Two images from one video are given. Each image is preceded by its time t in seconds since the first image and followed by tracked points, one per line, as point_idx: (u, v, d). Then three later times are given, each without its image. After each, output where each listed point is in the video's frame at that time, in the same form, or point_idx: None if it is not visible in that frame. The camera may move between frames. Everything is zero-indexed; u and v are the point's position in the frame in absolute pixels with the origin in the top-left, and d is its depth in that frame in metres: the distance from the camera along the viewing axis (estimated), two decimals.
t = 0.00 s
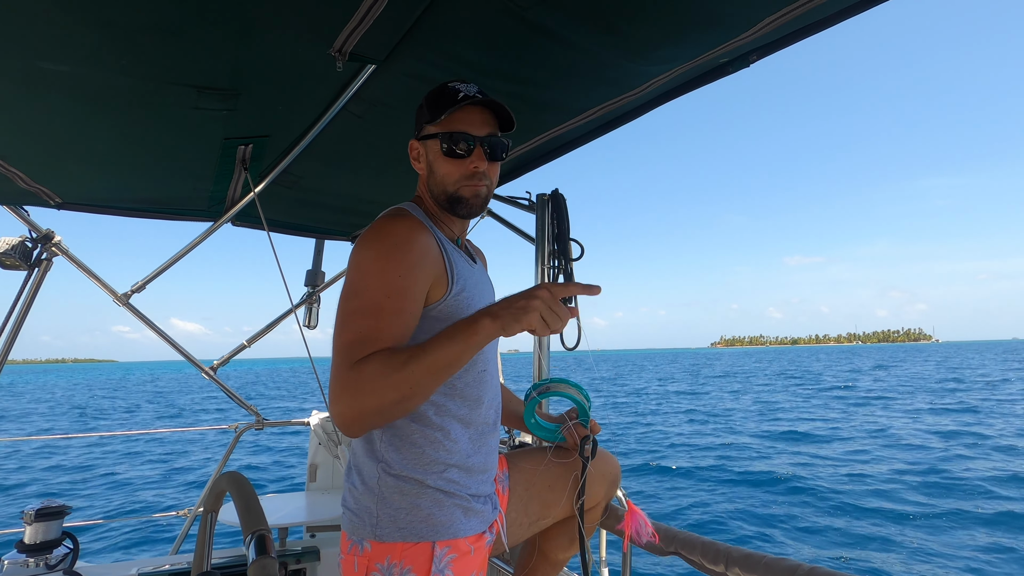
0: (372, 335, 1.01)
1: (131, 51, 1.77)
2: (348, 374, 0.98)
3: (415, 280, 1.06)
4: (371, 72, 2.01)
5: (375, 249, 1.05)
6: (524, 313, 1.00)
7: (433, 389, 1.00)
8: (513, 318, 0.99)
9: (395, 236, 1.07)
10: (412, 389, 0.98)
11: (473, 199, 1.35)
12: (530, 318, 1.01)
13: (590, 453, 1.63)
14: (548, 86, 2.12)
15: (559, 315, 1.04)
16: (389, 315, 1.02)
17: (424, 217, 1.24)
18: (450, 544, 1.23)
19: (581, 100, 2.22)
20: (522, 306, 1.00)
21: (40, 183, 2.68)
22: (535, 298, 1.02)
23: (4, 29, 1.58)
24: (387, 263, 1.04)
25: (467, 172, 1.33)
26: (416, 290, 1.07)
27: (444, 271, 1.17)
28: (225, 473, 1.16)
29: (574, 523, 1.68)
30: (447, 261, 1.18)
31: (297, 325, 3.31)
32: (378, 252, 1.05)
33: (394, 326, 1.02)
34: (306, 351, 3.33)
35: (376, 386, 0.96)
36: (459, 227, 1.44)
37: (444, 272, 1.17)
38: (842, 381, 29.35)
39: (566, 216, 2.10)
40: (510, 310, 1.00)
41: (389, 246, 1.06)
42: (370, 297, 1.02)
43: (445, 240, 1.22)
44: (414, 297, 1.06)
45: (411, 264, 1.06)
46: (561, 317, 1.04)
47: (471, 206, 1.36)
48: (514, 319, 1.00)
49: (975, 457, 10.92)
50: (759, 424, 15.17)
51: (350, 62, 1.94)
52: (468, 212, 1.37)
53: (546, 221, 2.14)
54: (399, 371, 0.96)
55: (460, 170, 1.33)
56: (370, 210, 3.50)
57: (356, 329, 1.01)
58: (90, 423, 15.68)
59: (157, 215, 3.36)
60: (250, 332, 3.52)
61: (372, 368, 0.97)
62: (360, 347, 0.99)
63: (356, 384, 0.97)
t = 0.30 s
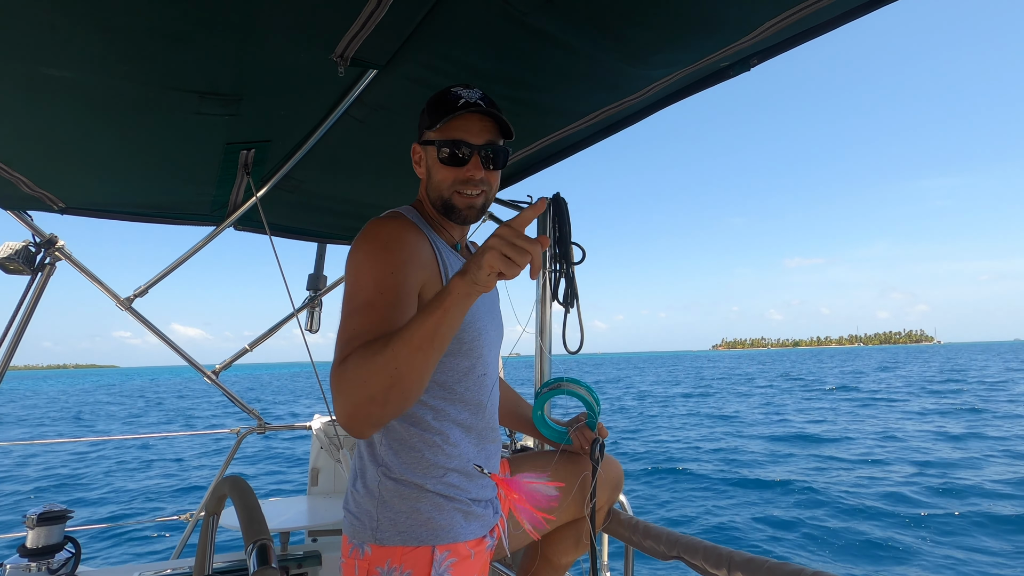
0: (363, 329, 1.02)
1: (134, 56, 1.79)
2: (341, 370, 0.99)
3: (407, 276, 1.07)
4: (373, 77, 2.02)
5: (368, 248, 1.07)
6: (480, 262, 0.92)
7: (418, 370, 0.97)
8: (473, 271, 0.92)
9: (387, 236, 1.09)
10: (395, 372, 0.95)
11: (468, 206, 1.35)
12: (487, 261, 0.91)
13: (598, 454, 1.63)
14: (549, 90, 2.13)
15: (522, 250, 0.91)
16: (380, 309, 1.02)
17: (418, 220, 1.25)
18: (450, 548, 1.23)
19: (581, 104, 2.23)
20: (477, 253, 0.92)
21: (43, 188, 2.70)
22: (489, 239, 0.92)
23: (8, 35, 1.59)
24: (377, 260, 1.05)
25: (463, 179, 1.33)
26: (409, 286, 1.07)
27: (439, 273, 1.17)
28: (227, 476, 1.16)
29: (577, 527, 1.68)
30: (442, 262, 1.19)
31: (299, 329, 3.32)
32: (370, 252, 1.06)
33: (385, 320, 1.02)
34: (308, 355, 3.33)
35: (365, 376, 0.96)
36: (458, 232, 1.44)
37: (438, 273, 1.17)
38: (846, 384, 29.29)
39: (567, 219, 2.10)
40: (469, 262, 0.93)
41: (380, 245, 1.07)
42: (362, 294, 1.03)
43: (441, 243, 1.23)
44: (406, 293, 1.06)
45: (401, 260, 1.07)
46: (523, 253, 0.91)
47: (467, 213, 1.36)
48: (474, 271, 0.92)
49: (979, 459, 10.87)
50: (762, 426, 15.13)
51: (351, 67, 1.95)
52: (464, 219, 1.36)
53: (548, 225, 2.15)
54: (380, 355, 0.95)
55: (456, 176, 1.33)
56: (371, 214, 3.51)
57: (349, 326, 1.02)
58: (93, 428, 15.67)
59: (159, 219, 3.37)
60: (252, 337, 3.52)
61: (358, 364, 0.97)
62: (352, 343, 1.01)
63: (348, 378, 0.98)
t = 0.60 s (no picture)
0: (356, 344, 0.99)
1: (129, 56, 1.78)
2: (330, 383, 0.96)
3: (399, 283, 1.06)
4: (369, 75, 2.02)
5: (362, 250, 1.06)
6: (505, 352, 0.86)
7: (411, 414, 0.93)
8: (493, 357, 0.87)
9: (382, 239, 1.08)
10: (387, 411, 0.92)
11: (472, 210, 1.37)
12: (516, 358, 0.85)
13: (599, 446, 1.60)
14: (546, 88, 2.13)
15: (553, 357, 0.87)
16: (373, 322, 1.01)
17: (413, 218, 1.25)
18: (450, 546, 1.23)
19: (578, 102, 2.23)
20: (506, 345, 0.86)
21: (39, 189, 2.69)
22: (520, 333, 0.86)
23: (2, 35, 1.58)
24: (372, 266, 1.04)
25: (469, 183, 1.35)
26: (403, 294, 1.07)
27: (433, 275, 1.17)
28: (225, 475, 1.16)
29: (576, 525, 1.68)
30: (438, 264, 1.19)
31: (297, 328, 3.31)
32: (364, 255, 1.06)
33: (378, 335, 1.01)
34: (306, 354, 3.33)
35: (354, 401, 0.92)
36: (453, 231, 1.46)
37: (433, 275, 1.17)
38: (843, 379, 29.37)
39: (565, 217, 2.10)
40: (494, 348, 0.87)
41: (375, 250, 1.06)
42: (356, 301, 1.02)
43: (437, 243, 1.23)
44: (399, 300, 1.06)
45: (396, 267, 1.06)
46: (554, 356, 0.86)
47: (470, 215, 1.37)
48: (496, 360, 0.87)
49: (976, 452, 10.91)
50: (760, 422, 15.16)
51: (347, 66, 1.94)
52: (466, 222, 1.38)
53: (545, 222, 2.15)
54: (374, 386, 0.92)
55: (462, 180, 1.34)
56: (369, 213, 3.51)
57: (342, 335, 1.00)
58: (91, 429, 15.64)
59: (156, 219, 3.36)
60: (249, 337, 3.51)
61: (354, 386, 0.93)
62: (344, 356, 0.98)
63: (334, 397, 0.94)
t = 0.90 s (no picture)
0: (355, 334, 0.98)
1: (129, 54, 1.78)
2: (328, 372, 0.94)
3: (400, 276, 1.06)
4: (368, 73, 2.01)
5: (364, 244, 1.06)
6: (518, 341, 0.86)
7: (412, 406, 0.92)
8: (504, 346, 0.87)
9: (384, 234, 1.09)
10: (388, 402, 0.91)
11: (480, 208, 1.39)
12: (527, 349, 0.85)
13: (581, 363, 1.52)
14: (546, 85, 2.12)
15: (567, 347, 0.86)
16: (374, 313, 1.00)
17: (413, 212, 1.26)
18: (453, 545, 1.23)
19: (577, 99, 2.22)
20: (515, 335, 0.86)
21: (39, 187, 2.69)
22: (534, 323, 0.86)
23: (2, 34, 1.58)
24: (374, 259, 1.04)
25: (479, 182, 1.36)
26: (404, 287, 1.07)
27: (436, 271, 1.18)
28: (226, 474, 1.17)
29: (578, 522, 1.68)
30: (440, 261, 1.19)
31: (298, 326, 3.31)
32: (366, 249, 1.06)
33: (379, 327, 1.00)
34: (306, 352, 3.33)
35: (354, 391, 0.90)
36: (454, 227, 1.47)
37: (435, 272, 1.17)
38: (843, 376, 29.42)
39: (565, 214, 2.10)
40: (502, 336, 0.88)
41: (378, 243, 1.06)
42: (356, 292, 1.01)
43: (438, 240, 1.23)
44: (401, 293, 1.06)
45: (398, 261, 1.06)
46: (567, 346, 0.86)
47: (476, 214, 1.40)
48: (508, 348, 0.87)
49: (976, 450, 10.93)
50: (760, 419, 15.19)
51: (347, 63, 1.94)
52: (473, 220, 1.41)
53: (546, 220, 2.15)
54: (375, 375, 0.90)
55: (473, 179, 1.35)
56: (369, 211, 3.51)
57: (341, 324, 0.99)
58: (92, 427, 15.67)
59: (156, 217, 3.36)
60: (250, 334, 3.51)
61: (353, 375, 0.91)
62: (344, 346, 0.96)
63: (333, 386, 0.92)
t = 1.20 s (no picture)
0: (369, 338, 0.97)
1: (131, 51, 1.77)
2: (344, 377, 0.94)
3: (406, 276, 1.06)
4: (371, 70, 2.01)
5: (368, 241, 1.06)
6: (558, 388, 0.89)
7: (432, 421, 0.94)
8: (541, 385, 0.90)
9: (389, 231, 1.08)
10: (409, 415, 0.92)
11: (483, 202, 1.40)
12: (570, 393, 0.89)
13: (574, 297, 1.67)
14: (547, 83, 2.12)
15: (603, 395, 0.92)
16: (384, 315, 1.00)
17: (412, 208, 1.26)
18: (459, 545, 1.23)
19: (580, 98, 2.22)
20: (558, 379, 0.90)
21: (42, 184, 2.69)
22: (575, 370, 0.90)
23: (5, 31, 1.58)
24: (380, 257, 1.04)
25: (483, 176, 1.37)
26: (411, 286, 1.06)
27: (439, 268, 1.17)
28: (229, 471, 1.17)
29: (581, 521, 1.68)
30: (442, 257, 1.19)
31: (300, 324, 3.32)
32: (372, 246, 1.05)
33: (391, 331, 1.00)
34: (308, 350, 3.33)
35: (373, 401, 0.91)
36: (453, 224, 1.46)
37: (439, 269, 1.17)
38: (845, 375, 29.39)
39: (567, 213, 2.07)
40: (539, 374, 0.91)
41: (383, 241, 1.06)
42: (366, 292, 1.01)
43: (440, 237, 1.23)
44: (408, 292, 1.05)
45: (404, 260, 1.06)
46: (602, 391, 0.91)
47: (479, 209, 1.40)
48: (547, 392, 0.90)
49: (977, 449, 10.91)
50: (761, 418, 15.20)
51: (349, 61, 1.94)
52: (476, 214, 1.41)
53: (548, 218, 2.15)
54: (397, 387, 0.91)
55: (476, 173, 1.36)
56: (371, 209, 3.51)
57: (353, 326, 0.98)
58: (95, 422, 15.73)
59: (158, 214, 3.36)
60: (252, 332, 3.52)
61: (370, 383, 0.91)
62: (356, 349, 0.96)
63: (349, 393, 0.92)
